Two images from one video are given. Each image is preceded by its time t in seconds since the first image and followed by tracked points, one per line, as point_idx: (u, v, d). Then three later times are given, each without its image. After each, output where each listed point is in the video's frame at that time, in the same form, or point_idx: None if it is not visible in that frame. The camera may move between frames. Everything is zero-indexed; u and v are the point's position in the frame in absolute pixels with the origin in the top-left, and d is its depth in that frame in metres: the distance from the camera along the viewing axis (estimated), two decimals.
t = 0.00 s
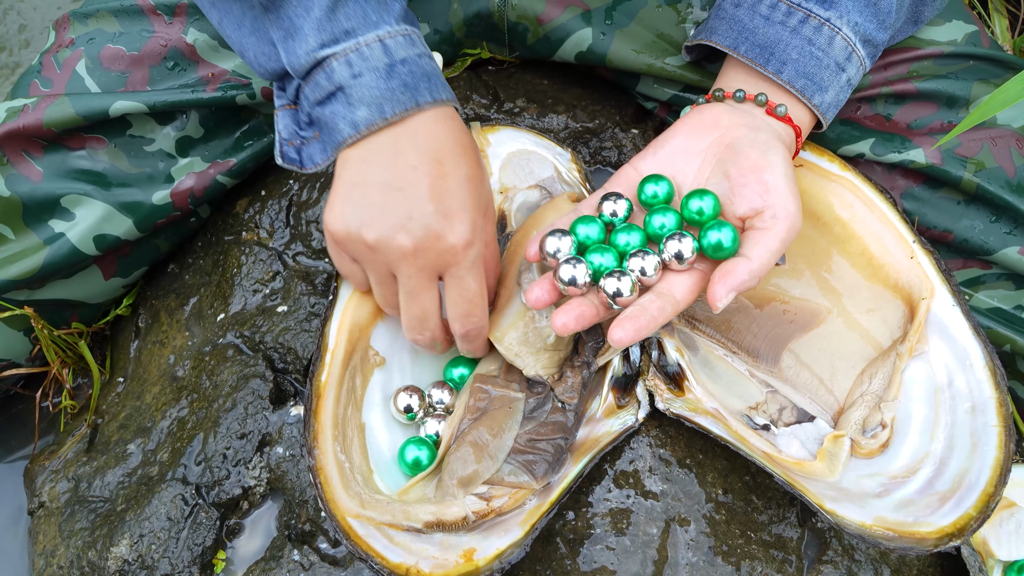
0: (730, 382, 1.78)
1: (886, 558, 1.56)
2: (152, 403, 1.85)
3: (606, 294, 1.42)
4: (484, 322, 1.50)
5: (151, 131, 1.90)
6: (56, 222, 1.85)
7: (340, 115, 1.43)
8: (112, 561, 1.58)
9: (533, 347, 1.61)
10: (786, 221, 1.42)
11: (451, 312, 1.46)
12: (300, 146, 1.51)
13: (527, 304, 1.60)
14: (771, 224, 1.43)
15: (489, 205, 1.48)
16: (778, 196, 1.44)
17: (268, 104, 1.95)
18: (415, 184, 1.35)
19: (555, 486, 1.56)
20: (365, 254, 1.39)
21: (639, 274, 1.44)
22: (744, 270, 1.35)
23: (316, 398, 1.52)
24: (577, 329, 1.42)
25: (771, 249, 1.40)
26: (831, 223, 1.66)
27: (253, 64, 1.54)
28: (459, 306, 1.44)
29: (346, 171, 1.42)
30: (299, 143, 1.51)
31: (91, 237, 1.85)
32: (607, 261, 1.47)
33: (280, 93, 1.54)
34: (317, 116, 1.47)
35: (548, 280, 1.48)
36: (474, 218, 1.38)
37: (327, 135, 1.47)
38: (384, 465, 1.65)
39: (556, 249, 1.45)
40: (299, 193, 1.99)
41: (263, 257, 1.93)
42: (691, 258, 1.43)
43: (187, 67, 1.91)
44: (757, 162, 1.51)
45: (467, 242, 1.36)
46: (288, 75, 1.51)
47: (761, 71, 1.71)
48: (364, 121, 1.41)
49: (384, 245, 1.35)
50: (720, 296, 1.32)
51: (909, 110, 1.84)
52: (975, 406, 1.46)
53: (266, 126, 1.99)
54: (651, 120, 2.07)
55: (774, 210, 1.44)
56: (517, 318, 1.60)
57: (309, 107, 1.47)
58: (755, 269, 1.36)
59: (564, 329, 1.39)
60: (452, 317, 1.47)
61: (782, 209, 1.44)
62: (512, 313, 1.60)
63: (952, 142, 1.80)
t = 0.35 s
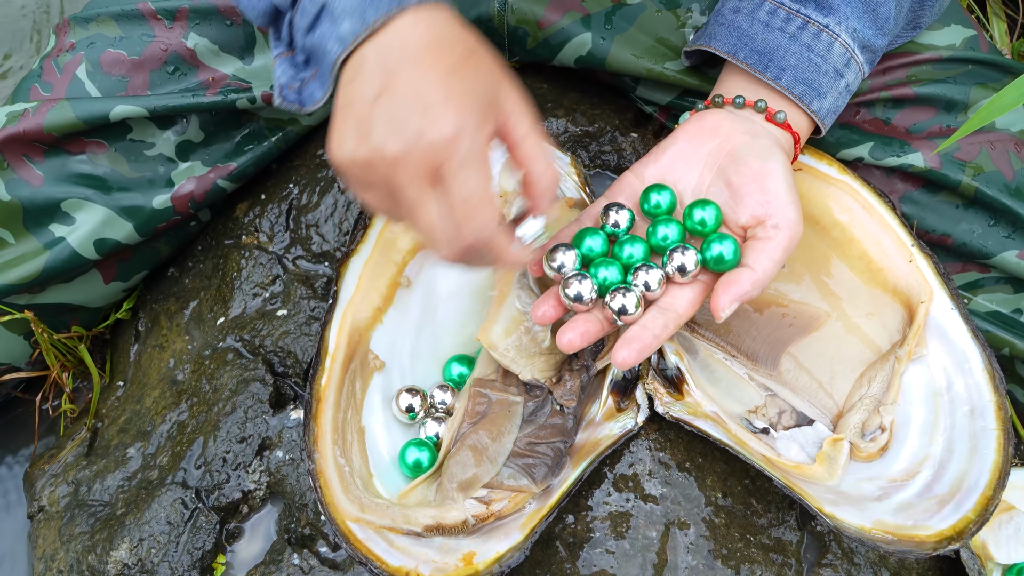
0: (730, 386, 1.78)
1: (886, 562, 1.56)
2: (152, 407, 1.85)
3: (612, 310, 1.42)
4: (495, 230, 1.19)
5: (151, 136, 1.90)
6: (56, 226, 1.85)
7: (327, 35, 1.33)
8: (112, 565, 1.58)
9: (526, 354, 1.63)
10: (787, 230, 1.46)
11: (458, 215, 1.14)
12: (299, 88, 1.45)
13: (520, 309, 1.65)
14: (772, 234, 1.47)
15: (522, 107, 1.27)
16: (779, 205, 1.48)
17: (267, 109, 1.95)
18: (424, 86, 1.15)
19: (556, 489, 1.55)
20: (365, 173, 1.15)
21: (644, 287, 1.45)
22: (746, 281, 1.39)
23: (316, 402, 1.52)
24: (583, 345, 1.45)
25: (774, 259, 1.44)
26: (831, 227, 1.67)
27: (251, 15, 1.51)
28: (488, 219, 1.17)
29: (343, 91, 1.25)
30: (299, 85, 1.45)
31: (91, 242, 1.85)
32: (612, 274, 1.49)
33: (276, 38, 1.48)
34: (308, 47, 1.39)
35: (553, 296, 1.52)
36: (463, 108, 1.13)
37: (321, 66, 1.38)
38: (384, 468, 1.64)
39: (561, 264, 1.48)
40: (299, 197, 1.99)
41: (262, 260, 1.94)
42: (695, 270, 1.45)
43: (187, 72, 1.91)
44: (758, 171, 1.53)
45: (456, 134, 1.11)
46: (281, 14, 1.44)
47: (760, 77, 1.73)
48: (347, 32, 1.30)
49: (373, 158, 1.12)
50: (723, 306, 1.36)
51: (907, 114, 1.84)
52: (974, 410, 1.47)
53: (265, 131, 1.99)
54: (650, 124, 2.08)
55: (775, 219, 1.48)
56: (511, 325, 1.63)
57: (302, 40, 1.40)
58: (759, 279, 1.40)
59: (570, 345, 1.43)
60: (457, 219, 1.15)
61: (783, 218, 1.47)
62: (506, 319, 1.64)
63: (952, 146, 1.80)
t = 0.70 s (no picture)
0: (729, 389, 1.78)
1: (885, 565, 1.56)
2: (150, 411, 1.85)
3: (618, 321, 1.43)
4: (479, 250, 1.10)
5: (149, 140, 1.90)
6: (54, 230, 1.85)
7: (344, 48, 1.24)
8: (110, 570, 1.58)
9: (525, 357, 1.64)
10: (789, 236, 1.46)
11: (447, 234, 1.06)
12: (316, 98, 1.38)
13: (517, 313, 1.65)
14: (775, 240, 1.48)
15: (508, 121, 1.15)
16: (781, 212, 1.49)
17: (266, 112, 1.95)
18: (428, 98, 1.08)
19: (554, 493, 1.55)
20: (360, 179, 1.05)
21: (649, 298, 1.45)
22: (750, 290, 1.41)
23: (315, 406, 1.52)
24: (589, 356, 1.46)
25: (777, 265, 1.44)
26: (829, 229, 1.67)
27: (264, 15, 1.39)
28: (512, 220, 1.14)
29: (350, 100, 1.18)
30: (316, 94, 1.38)
31: (89, 246, 1.85)
32: (618, 284, 1.49)
33: (294, 45, 1.39)
34: (325, 60, 1.30)
35: (560, 305, 1.51)
36: (470, 120, 1.06)
37: (337, 79, 1.31)
38: (382, 472, 1.64)
39: (568, 273, 1.47)
40: (297, 201, 1.99)
41: (261, 264, 1.94)
42: (700, 280, 1.45)
43: (185, 76, 1.92)
44: (758, 177, 1.54)
45: (458, 149, 1.04)
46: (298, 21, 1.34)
47: (758, 81, 1.73)
48: (367, 47, 1.22)
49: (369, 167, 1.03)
50: (729, 317, 1.39)
51: (905, 116, 1.84)
52: (973, 412, 1.47)
53: (264, 134, 1.99)
54: (649, 126, 2.08)
55: (777, 227, 1.48)
56: (508, 329, 1.64)
57: (319, 51, 1.31)
58: (761, 287, 1.42)
59: (576, 356, 1.44)
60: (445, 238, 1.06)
61: (785, 224, 1.48)
62: (502, 323, 1.65)
63: (949, 148, 1.81)
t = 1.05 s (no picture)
0: (724, 390, 1.77)
1: (881, 565, 1.56)
2: (145, 414, 1.85)
3: (614, 324, 1.42)
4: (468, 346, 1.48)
5: (144, 141, 1.90)
6: (48, 233, 1.84)
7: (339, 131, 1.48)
8: (105, 573, 1.58)
9: (521, 359, 1.63)
10: (786, 237, 1.46)
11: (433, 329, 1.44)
12: (298, 162, 1.58)
13: (513, 315, 1.63)
14: (771, 241, 1.47)
15: (479, 226, 1.51)
16: (777, 212, 1.48)
17: (261, 114, 1.95)
18: (433, 208, 1.41)
19: (551, 494, 1.55)
20: (355, 268, 1.39)
21: (645, 300, 1.44)
22: (747, 290, 1.40)
23: (310, 408, 1.52)
24: (584, 358, 1.45)
25: (774, 266, 1.44)
26: (825, 230, 1.67)
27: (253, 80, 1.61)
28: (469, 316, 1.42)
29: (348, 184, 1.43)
30: (298, 158, 1.58)
31: (83, 248, 1.85)
32: (614, 284, 1.47)
33: (280, 109, 1.62)
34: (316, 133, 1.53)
35: (556, 305, 1.48)
36: (462, 238, 1.42)
37: (326, 151, 1.53)
38: (378, 475, 1.64)
39: (564, 274, 1.46)
40: (293, 203, 1.99)
41: (256, 266, 1.93)
42: (696, 282, 1.44)
43: (179, 77, 1.90)
44: (756, 179, 1.54)
45: (456, 263, 1.39)
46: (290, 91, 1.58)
47: (753, 82, 1.72)
48: (362, 137, 1.46)
49: (373, 260, 1.36)
50: (727, 317, 1.37)
51: (901, 117, 1.84)
52: (969, 412, 1.46)
53: (259, 136, 1.99)
54: (645, 127, 2.07)
55: (774, 227, 1.48)
56: (503, 330, 1.62)
57: (309, 124, 1.53)
58: (758, 288, 1.41)
59: (572, 358, 1.43)
60: (433, 328, 1.44)
61: (782, 225, 1.48)
62: (499, 325, 1.63)
63: (945, 150, 1.81)
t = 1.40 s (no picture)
0: (721, 388, 1.76)
1: (878, 563, 1.56)
2: (140, 413, 1.84)
3: (608, 325, 1.43)
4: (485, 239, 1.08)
5: (137, 140, 1.89)
6: (41, 232, 1.83)
7: (318, 49, 1.30)
8: (100, 574, 1.57)
9: (516, 357, 1.65)
10: (780, 235, 1.45)
11: (449, 224, 1.05)
12: (293, 103, 1.44)
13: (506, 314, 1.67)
14: (766, 239, 1.46)
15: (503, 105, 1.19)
16: (770, 211, 1.48)
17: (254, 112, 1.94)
18: (413, 93, 1.09)
19: (547, 493, 1.54)
20: (357, 187, 1.09)
21: (640, 301, 1.45)
22: (743, 290, 1.40)
23: (305, 407, 1.51)
24: (577, 358, 1.47)
25: (767, 265, 1.44)
26: (821, 228, 1.65)
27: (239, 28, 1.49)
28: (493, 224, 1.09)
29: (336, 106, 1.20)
30: (292, 99, 1.44)
31: (77, 248, 1.84)
32: (608, 286, 1.48)
33: (268, 55, 1.46)
34: (300, 63, 1.37)
35: (549, 308, 1.52)
36: (450, 116, 1.07)
37: (314, 81, 1.36)
38: (373, 473, 1.63)
39: (558, 276, 1.46)
40: (287, 201, 1.98)
41: (251, 265, 1.93)
42: (689, 283, 1.45)
43: (173, 75, 1.90)
44: (752, 176, 1.53)
45: (442, 142, 1.05)
46: (272, 31, 1.42)
47: (749, 80, 1.72)
48: (340, 47, 1.26)
49: (362, 172, 1.06)
50: (722, 317, 1.37)
51: (897, 114, 1.83)
52: (966, 409, 1.46)
53: (253, 134, 1.98)
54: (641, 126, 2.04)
55: (768, 225, 1.47)
56: (498, 329, 1.66)
57: (293, 55, 1.37)
58: (753, 287, 1.41)
59: (565, 359, 1.45)
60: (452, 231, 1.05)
61: (775, 223, 1.47)
62: (492, 324, 1.66)
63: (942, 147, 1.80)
